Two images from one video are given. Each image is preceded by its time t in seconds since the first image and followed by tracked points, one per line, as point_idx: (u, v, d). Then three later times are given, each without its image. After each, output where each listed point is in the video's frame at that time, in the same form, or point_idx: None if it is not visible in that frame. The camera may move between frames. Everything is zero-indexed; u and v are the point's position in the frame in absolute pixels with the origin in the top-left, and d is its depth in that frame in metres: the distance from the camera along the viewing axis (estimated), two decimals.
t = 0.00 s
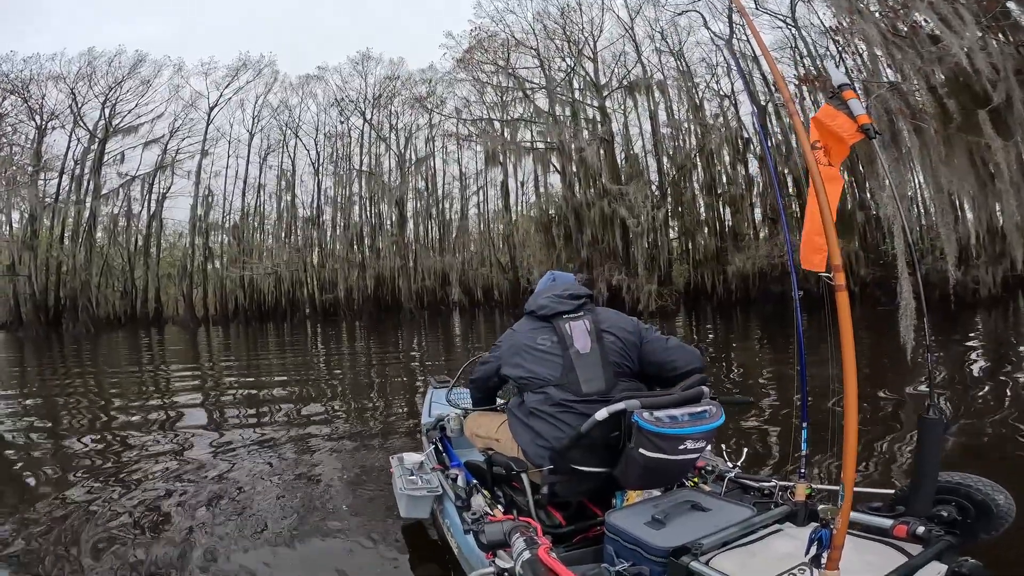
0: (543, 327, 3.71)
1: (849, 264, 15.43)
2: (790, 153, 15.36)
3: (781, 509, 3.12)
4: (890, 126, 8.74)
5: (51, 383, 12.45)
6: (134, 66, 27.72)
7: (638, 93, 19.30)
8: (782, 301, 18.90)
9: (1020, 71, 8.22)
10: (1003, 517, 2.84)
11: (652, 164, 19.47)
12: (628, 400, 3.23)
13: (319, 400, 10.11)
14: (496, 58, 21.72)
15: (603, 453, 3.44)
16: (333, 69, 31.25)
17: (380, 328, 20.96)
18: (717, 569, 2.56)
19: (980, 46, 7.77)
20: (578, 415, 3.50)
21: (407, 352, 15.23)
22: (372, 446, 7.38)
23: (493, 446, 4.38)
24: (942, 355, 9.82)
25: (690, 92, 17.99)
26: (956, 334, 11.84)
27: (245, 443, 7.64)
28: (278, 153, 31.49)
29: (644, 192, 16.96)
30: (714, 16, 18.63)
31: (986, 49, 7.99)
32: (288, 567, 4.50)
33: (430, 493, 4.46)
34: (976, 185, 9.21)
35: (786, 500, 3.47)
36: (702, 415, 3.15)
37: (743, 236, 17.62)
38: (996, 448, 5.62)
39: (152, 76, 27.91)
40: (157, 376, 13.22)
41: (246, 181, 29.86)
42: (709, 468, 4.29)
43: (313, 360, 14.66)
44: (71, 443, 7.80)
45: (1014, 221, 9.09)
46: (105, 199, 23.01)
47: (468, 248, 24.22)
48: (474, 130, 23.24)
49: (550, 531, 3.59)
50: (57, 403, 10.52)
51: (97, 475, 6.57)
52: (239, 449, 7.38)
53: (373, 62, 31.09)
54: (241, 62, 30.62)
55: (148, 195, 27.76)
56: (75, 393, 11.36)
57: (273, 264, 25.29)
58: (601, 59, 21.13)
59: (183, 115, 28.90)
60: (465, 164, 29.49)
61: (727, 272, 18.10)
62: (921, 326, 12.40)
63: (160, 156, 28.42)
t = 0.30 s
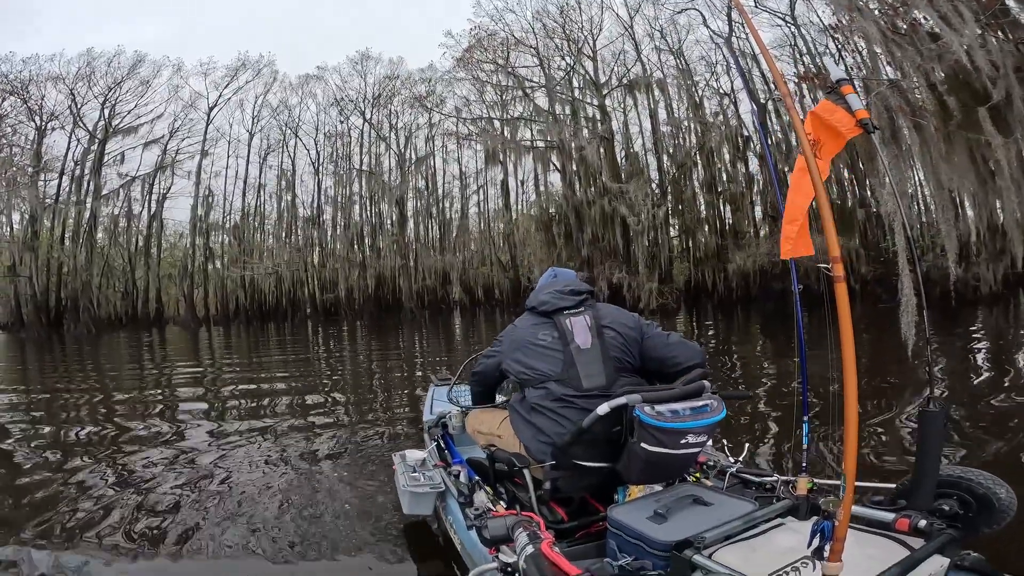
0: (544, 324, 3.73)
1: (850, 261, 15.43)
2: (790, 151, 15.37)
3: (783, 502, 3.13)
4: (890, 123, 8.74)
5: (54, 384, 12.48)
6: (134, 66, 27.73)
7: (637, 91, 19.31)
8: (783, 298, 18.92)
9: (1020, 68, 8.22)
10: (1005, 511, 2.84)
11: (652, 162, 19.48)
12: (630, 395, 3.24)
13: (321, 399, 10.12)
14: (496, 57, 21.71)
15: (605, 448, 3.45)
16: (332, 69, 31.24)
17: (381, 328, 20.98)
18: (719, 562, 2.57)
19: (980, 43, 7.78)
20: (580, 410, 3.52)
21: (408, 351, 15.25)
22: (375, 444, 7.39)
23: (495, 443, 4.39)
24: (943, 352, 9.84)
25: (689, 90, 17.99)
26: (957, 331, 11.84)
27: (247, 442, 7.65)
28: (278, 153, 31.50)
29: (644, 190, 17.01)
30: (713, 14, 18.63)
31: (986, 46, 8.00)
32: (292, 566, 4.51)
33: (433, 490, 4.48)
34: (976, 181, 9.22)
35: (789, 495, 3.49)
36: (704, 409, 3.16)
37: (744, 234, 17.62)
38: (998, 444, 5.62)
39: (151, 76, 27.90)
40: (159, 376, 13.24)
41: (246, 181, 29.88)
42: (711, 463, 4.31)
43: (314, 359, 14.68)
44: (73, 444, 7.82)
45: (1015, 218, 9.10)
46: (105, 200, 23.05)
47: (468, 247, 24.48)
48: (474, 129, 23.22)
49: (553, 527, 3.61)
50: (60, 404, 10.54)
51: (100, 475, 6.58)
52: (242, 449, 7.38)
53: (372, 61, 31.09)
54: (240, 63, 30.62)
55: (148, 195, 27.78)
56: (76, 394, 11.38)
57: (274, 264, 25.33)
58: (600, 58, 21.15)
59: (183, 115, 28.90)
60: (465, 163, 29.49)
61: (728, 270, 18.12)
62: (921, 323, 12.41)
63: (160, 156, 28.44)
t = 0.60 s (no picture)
0: (544, 324, 3.73)
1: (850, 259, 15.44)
2: (790, 149, 15.38)
3: (784, 503, 3.14)
4: (891, 122, 8.74)
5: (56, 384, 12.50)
6: (132, 66, 27.70)
7: (637, 89, 19.30)
8: (783, 296, 18.93)
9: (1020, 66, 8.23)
10: (1006, 512, 2.85)
11: (652, 160, 19.49)
12: (630, 396, 3.25)
13: (322, 400, 10.12)
14: (495, 56, 21.69)
15: (606, 449, 3.47)
16: (331, 68, 31.22)
17: (382, 327, 21.00)
18: (720, 564, 2.58)
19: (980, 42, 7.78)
20: (580, 411, 3.53)
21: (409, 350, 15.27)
22: (377, 444, 7.39)
23: (495, 444, 4.40)
24: (944, 350, 9.85)
25: (689, 88, 17.98)
26: (958, 328, 11.85)
27: (249, 443, 7.65)
28: (277, 152, 31.49)
29: (644, 189, 17.09)
30: (712, 12, 18.62)
31: (986, 44, 8.00)
32: (293, 567, 4.51)
33: (433, 491, 4.49)
34: (977, 180, 9.23)
35: (789, 496, 3.49)
36: (704, 410, 3.17)
37: (744, 232, 17.63)
38: (999, 443, 5.63)
39: (150, 76, 27.87)
40: (160, 376, 13.24)
41: (246, 181, 29.87)
42: (712, 464, 4.32)
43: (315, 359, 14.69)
44: (74, 445, 7.84)
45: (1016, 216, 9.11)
46: (105, 200, 23.06)
47: (468, 246, 24.51)
48: (474, 128, 23.20)
49: (553, 528, 3.62)
50: (62, 404, 10.56)
51: (102, 477, 6.58)
52: (242, 450, 7.38)
53: (371, 61, 31.06)
54: (239, 62, 30.59)
55: (148, 196, 27.75)
56: (77, 394, 11.38)
57: (274, 264, 25.37)
58: (599, 56, 21.16)
59: (182, 116, 28.88)
60: (465, 162, 29.48)
61: (728, 268, 18.13)
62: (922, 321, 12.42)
63: (159, 156, 28.45)
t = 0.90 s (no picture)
0: (544, 324, 3.74)
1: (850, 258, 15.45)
2: (790, 147, 15.39)
3: (785, 504, 3.15)
4: (891, 120, 8.76)
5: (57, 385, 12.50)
6: (131, 67, 27.68)
7: (636, 87, 19.30)
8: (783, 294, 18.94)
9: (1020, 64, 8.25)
10: (1006, 513, 2.86)
11: (652, 159, 19.48)
12: (630, 397, 3.26)
13: (323, 399, 10.13)
14: (495, 55, 21.68)
15: (606, 449, 3.48)
16: (330, 68, 31.21)
17: (382, 327, 20.99)
18: (720, 565, 2.59)
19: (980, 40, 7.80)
20: (580, 411, 3.54)
21: (409, 349, 15.27)
22: (378, 444, 7.41)
23: (496, 444, 4.41)
24: (944, 348, 9.86)
25: (688, 87, 17.98)
26: (958, 327, 11.87)
27: (250, 443, 7.66)
28: (276, 153, 31.48)
29: (644, 187, 17.13)
30: (711, 11, 18.63)
31: (986, 42, 8.01)
32: (295, 567, 4.53)
33: (433, 491, 4.50)
34: (977, 178, 9.24)
35: (790, 496, 3.51)
36: (704, 411, 3.18)
37: (743, 230, 17.65)
38: (1000, 443, 5.64)
39: (149, 76, 27.85)
40: (161, 377, 13.25)
41: (245, 181, 29.84)
42: (712, 464, 4.33)
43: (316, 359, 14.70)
44: (76, 445, 7.85)
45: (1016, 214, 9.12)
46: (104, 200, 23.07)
47: (468, 246, 24.52)
48: (474, 127, 23.17)
49: (554, 528, 3.63)
50: (63, 405, 10.56)
51: (104, 477, 6.59)
52: (244, 450, 7.39)
53: (370, 60, 31.06)
54: (237, 63, 30.58)
55: (148, 196, 27.74)
56: (78, 395, 11.39)
57: (274, 264, 25.38)
58: (599, 55, 21.16)
59: (181, 116, 28.86)
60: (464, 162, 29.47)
61: (728, 267, 18.15)
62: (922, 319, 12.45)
63: (159, 156, 28.44)
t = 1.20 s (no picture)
0: (547, 323, 3.74)
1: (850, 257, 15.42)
2: (790, 146, 15.40)
3: (785, 503, 3.15)
4: (891, 119, 8.77)
5: (58, 385, 12.51)
6: (130, 67, 27.69)
7: (635, 87, 19.31)
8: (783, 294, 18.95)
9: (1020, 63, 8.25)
10: (1006, 512, 2.86)
11: (651, 158, 19.49)
12: (630, 396, 3.27)
13: (324, 399, 10.14)
14: (494, 55, 21.69)
15: (606, 448, 3.48)
16: (330, 68, 31.20)
17: (382, 326, 20.99)
18: (720, 563, 2.59)
19: (980, 39, 7.80)
20: (582, 411, 3.54)
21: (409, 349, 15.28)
22: (378, 444, 7.41)
23: (496, 443, 4.41)
24: (944, 347, 9.87)
25: (688, 87, 17.98)
26: (958, 325, 11.88)
27: (250, 443, 7.66)
28: (276, 153, 31.46)
29: (644, 187, 17.16)
30: (711, 10, 18.65)
31: (986, 42, 8.02)
32: (295, 566, 4.53)
33: (433, 491, 4.50)
34: (976, 177, 9.24)
35: (790, 495, 3.51)
36: (704, 410, 3.18)
37: (743, 229, 17.67)
38: (1000, 442, 5.65)
39: (148, 77, 27.85)
40: (161, 377, 13.25)
41: (245, 182, 29.82)
42: (712, 464, 4.34)
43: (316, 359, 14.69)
44: (76, 446, 7.86)
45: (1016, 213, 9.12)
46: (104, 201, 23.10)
47: (468, 246, 24.52)
48: (473, 127, 23.17)
49: (553, 527, 3.62)
50: (64, 405, 10.57)
51: (105, 478, 6.59)
52: (244, 450, 7.39)
53: (370, 60, 31.07)
54: (236, 63, 30.58)
55: (147, 197, 27.73)
56: (79, 396, 11.39)
57: (274, 264, 25.38)
58: (598, 55, 21.17)
59: (180, 116, 28.85)
60: (464, 161, 29.43)
61: (728, 266, 18.15)
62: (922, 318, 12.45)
63: (158, 157, 28.45)
